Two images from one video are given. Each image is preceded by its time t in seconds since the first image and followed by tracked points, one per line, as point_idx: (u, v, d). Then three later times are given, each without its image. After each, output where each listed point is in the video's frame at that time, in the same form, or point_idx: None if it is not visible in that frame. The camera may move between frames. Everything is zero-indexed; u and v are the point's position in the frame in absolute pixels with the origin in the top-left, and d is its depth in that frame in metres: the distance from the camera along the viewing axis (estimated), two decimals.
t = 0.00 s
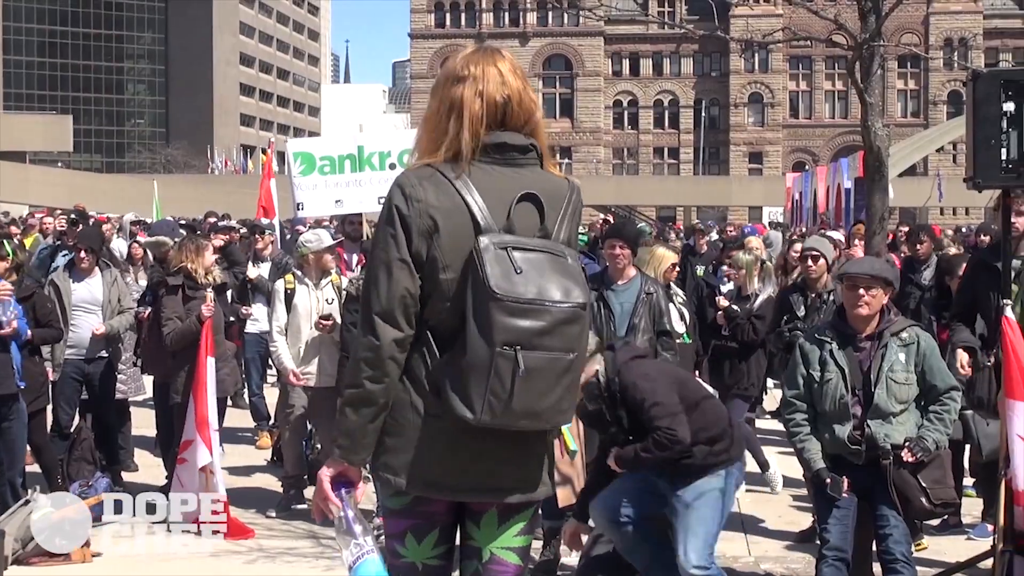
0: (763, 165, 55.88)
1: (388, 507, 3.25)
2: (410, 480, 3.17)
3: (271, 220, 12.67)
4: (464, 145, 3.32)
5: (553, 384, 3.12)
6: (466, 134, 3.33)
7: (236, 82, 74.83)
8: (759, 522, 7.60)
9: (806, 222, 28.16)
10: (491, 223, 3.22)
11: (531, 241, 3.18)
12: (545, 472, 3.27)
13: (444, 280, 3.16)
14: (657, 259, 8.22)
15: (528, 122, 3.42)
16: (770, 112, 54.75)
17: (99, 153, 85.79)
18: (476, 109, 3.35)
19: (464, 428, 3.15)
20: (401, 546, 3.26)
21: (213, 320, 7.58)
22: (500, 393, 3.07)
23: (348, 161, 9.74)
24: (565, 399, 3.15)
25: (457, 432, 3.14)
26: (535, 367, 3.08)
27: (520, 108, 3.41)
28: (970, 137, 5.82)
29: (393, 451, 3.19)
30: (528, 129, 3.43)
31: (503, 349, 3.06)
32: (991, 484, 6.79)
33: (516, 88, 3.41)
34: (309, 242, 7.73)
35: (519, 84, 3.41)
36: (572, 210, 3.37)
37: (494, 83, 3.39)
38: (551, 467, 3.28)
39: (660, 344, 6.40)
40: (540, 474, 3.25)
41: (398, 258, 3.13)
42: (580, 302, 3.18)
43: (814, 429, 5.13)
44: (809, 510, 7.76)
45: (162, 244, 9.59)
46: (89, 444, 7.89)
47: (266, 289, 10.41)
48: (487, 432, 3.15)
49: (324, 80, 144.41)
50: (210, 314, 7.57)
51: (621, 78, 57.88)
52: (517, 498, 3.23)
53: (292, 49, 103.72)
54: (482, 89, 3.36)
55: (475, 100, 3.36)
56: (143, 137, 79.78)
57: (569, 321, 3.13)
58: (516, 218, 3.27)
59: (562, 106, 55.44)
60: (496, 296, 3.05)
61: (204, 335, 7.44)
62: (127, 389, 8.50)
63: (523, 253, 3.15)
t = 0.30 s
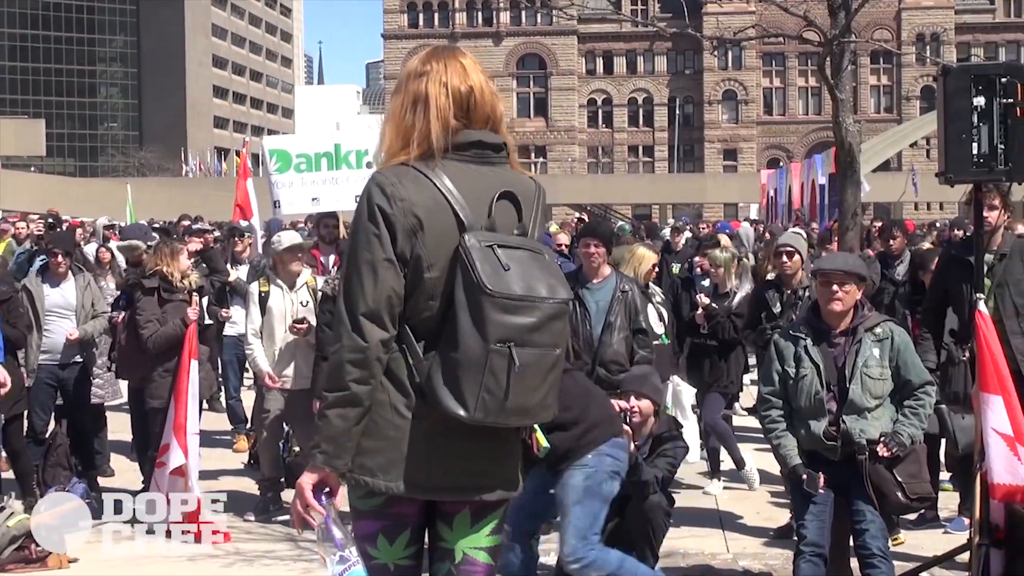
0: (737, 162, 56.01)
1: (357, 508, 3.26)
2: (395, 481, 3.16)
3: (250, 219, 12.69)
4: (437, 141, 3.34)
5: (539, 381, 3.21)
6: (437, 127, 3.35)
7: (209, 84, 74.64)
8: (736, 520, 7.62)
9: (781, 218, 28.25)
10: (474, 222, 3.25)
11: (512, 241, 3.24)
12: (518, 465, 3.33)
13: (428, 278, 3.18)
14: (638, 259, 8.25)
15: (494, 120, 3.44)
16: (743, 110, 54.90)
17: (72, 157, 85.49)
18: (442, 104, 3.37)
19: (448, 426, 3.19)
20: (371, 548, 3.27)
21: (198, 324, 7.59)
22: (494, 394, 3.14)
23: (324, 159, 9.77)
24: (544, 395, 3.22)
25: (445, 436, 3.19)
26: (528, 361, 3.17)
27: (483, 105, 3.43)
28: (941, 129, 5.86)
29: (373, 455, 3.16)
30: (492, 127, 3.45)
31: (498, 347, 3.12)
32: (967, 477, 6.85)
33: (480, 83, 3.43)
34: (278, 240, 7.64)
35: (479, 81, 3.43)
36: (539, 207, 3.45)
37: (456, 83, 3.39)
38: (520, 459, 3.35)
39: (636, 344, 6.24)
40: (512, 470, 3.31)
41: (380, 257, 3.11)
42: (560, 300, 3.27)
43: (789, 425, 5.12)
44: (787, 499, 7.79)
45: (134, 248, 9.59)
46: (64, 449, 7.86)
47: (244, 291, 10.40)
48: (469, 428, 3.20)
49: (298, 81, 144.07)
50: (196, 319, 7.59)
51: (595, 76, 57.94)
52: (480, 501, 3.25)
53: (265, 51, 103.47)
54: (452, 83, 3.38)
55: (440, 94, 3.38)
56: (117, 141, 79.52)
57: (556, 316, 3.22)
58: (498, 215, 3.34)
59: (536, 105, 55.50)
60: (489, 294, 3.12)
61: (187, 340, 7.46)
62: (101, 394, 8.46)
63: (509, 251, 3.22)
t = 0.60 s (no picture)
0: (716, 150, 56.09)
1: (327, 493, 3.21)
2: (370, 465, 3.13)
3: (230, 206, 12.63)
4: (410, 124, 3.32)
5: (509, 367, 3.19)
6: (409, 112, 3.34)
7: (186, 72, 74.42)
8: (714, 506, 7.63)
9: (759, 206, 28.28)
10: (449, 208, 3.24)
11: (487, 228, 3.24)
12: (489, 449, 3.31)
13: (401, 262, 3.17)
14: (622, 248, 8.29)
15: (466, 106, 3.43)
16: (722, 98, 54.99)
17: (48, 145, 85.15)
18: (414, 87, 3.35)
19: (421, 411, 3.17)
20: (345, 534, 3.22)
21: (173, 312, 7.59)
22: (470, 380, 3.13)
23: (306, 142, 10.40)
24: (515, 380, 3.21)
25: (420, 419, 3.16)
26: (502, 346, 3.15)
27: (455, 92, 3.41)
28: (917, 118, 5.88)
29: (343, 440, 3.13)
30: (464, 115, 3.44)
31: (474, 331, 3.12)
32: (945, 463, 6.86)
33: (452, 69, 3.41)
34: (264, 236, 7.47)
35: (453, 66, 3.42)
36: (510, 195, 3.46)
37: (429, 70, 3.38)
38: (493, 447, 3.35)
39: (615, 331, 6.24)
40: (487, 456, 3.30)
41: (356, 242, 3.09)
42: (535, 283, 3.27)
43: (767, 412, 5.13)
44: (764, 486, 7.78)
45: (111, 236, 9.58)
46: (42, 438, 7.84)
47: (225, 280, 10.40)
48: (442, 412, 3.17)
49: (276, 70, 143.65)
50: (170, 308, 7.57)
51: (573, 65, 57.93)
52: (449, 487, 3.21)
53: (242, 39, 103.12)
54: (425, 68, 3.36)
55: (413, 78, 3.36)
56: (93, 129, 79.29)
57: (530, 302, 3.21)
58: (470, 199, 3.32)
59: (515, 93, 55.44)
60: (464, 278, 3.11)
61: (163, 329, 7.44)
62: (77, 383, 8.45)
63: (481, 237, 3.21)
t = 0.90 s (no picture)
0: (694, 139, 56.11)
1: (298, 486, 3.19)
2: (344, 460, 3.11)
3: (207, 197, 12.60)
4: (382, 115, 3.30)
5: (481, 358, 3.18)
6: (381, 103, 3.31)
7: (163, 63, 74.20)
8: (693, 496, 7.64)
9: (738, 194, 28.34)
10: (423, 198, 3.23)
11: (461, 217, 3.24)
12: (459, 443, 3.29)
13: (374, 254, 3.15)
14: (605, 238, 8.32)
15: (438, 98, 3.40)
16: (700, 87, 55.03)
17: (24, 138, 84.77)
18: (386, 79, 3.32)
19: (397, 402, 3.15)
20: (316, 526, 3.19)
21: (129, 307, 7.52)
22: (447, 369, 3.12)
23: (288, 130, 10.56)
24: (485, 374, 3.21)
25: (394, 410, 3.15)
26: (476, 337, 3.15)
27: (429, 84, 3.39)
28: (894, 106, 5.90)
29: (316, 430, 3.11)
30: (437, 105, 3.41)
31: (449, 322, 3.11)
32: (921, 450, 6.90)
33: (423, 60, 3.39)
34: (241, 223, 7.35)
35: (426, 55, 3.40)
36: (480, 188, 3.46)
37: (405, 58, 3.36)
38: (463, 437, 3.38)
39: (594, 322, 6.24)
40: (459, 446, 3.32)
41: (331, 232, 3.07)
42: (509, 274, 3.28)
43: (744, 401, 5.14)
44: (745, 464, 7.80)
45: (88, 229, 9.51)
46: (19, 432, 7.79)
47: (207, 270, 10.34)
48: (413, 403, 3.16)
49: (253, 61, 143.31)
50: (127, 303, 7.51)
51: (551, 54, 57.94)
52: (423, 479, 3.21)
53: (218, 31, 102.80)
54: (399, 58, 3.33)
55: (388, 67, 3.33)
56: (70, 122, 79.00)
57: (503, 293, 3.21)
58: (442, 190, 3.31)
59: (493, 83, 55.40)
60: (440, 270, 3.10)
61: (123, 325, 7.41)
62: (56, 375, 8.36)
63: (454, 227, 3.20)
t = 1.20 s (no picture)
0: (679, 141, 56.16)
1: (279, 490, 3.16)
2: (327, 462, 3.08)
3: (196, 201, 12.69)
4: (357, 116, 3.25)
5: (460, 359, 3.16)
6: (356, 105, 3.26)
7: (147, 66, 74.08)
8: (680, 497, 7.65)
9: (723, 197, 28.40)
10: (400, 200, 3.20)
11: (440, 219, 3.22)
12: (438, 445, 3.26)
13: (353, 255, 3.11)
14: (588, 239, 8.37)
15: (413, 99, 3.37)
16: (684, 89, 55.07)
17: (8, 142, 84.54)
18: (359, 80, 3.27)
19: (379, 403, 3.12)
20: (297, 529, 3.18)
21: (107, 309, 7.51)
22: (429, 369, 3.10)
23: (277, 132, 10.87)
24: (467, 374, 3.19)
25: (374, 411, 3.12)
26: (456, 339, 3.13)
27: (405, 87, 3.35)
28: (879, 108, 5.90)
29: (297, 433, 3.06)
30: (412, 105, 3.38)
31: (432, 322, 3.09)
32: (906, 451, 6.90)
33: (398, 61, 3.34)
34: (218, 223, 7.40)
35: (400, 55, 3.36)
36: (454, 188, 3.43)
37: (379, 59, 3.31)
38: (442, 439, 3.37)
39: (579, 324, 6.26)
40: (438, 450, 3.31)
41: (311, 235, 3.03)
42: (488, 275, 3.25)
43: (729, 401, 5.15)
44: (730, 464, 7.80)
45: (72, 232, 9.50)
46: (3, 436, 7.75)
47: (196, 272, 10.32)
48: (391, 404, 3.13)
49: (237, 63, 143.07)
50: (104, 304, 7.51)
51: (536, 57, 58.00)
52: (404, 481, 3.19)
53: (203, 33, 102.64)
54: (372, 61, 3.28)
55: (359, 70, 3.28)
56: (54, 125, 78.79)
57: (483, 293, 3.19)
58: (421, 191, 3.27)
59: (479, 85, 55.40)
60: (422, 270, 3.07)
61: (100, 327, 7.37)
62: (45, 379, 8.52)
63: (432, 229, 3.16)
